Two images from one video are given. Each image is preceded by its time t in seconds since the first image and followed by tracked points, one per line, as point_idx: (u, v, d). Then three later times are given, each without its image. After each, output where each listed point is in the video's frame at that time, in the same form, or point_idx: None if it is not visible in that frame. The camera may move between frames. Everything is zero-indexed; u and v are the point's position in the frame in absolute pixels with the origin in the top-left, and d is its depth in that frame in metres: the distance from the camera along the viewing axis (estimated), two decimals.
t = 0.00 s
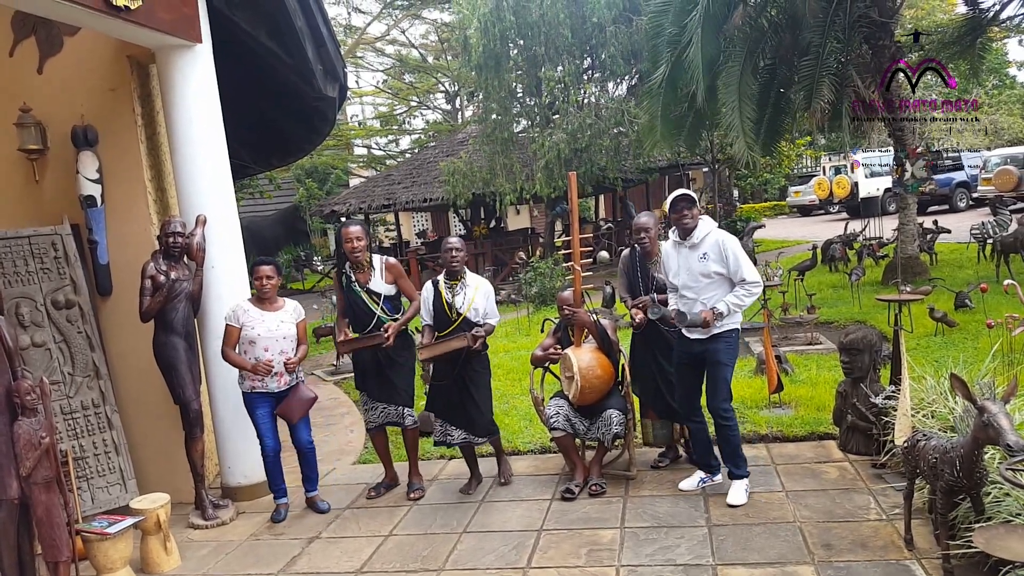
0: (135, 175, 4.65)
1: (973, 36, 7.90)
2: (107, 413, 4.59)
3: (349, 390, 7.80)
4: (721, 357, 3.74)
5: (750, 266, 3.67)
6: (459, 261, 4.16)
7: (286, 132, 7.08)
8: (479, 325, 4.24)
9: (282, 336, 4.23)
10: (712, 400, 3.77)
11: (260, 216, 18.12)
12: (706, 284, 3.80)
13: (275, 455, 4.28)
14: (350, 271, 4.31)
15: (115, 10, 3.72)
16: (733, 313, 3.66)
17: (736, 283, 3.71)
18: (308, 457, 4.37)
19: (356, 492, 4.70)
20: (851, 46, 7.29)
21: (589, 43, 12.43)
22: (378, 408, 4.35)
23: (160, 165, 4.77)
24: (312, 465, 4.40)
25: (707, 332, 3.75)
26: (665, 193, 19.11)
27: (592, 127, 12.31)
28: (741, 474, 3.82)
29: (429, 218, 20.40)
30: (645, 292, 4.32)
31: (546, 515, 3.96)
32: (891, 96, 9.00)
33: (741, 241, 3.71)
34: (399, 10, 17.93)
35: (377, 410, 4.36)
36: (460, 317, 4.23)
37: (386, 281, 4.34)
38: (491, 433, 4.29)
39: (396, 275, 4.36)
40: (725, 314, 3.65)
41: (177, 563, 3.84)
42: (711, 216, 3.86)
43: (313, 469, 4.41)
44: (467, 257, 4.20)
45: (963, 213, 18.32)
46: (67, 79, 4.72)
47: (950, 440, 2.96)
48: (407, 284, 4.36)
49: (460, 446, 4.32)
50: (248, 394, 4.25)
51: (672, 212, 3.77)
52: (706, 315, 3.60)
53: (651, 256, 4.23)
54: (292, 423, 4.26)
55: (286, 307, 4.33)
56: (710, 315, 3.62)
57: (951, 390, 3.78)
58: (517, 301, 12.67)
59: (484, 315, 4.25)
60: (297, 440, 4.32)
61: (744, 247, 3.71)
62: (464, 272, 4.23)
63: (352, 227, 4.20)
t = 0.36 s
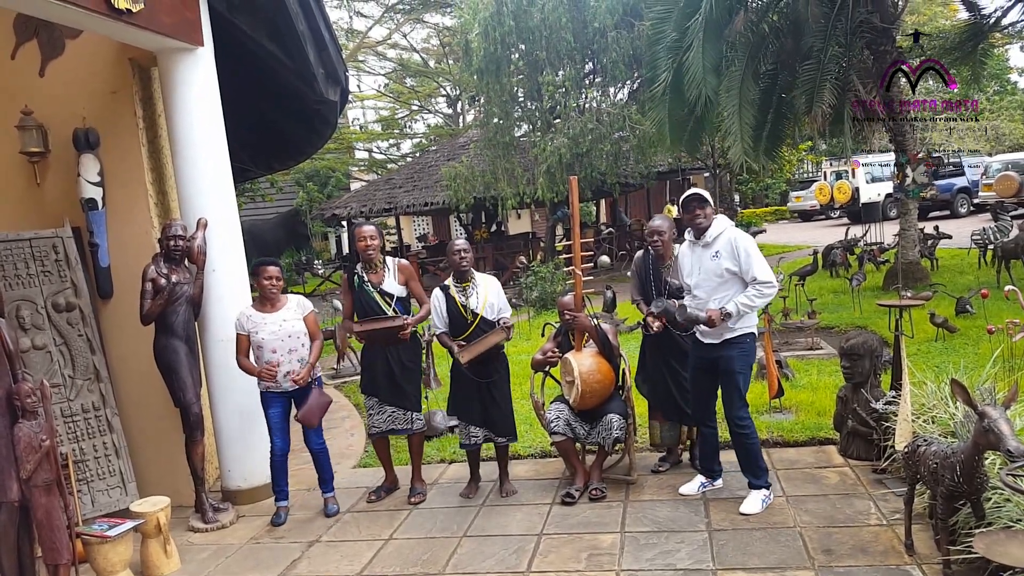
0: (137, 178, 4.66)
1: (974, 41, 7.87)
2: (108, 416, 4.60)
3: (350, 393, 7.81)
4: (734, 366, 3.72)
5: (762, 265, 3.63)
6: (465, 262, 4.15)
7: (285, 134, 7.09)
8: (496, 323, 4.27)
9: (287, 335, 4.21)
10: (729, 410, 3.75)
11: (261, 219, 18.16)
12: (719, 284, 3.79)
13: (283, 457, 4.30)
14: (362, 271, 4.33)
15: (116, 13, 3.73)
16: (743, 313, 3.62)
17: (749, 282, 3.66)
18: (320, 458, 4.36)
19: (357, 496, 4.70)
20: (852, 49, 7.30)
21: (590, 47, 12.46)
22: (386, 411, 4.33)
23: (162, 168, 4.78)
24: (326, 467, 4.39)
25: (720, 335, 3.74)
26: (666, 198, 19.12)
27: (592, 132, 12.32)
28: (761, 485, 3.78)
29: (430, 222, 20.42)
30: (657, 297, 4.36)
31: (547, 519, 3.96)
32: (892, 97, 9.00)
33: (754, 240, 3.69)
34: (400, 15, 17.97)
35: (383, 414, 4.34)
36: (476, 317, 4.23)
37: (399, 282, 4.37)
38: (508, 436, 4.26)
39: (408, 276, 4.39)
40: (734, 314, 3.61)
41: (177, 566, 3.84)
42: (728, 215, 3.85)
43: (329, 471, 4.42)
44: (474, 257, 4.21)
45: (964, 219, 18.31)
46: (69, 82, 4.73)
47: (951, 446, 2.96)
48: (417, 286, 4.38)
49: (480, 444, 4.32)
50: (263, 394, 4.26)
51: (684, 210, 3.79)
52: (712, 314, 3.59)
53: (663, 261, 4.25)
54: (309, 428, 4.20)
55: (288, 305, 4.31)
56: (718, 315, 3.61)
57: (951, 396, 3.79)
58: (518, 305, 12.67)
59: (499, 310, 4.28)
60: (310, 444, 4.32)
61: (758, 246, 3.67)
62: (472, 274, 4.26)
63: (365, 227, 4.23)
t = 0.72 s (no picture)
0: (139, 180, 4.67)
1: (976, 41, 7.94)
2: (111, 417, 4.61)
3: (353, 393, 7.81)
4: (745, 366, 3.69)
5: (776, 264, 3.59)
6: (484, 258, 4.17)
7: (286, 135, 7.10)
8: (506, 323, 4.24)
9: (297, 335, 4.22)
10: (740, 411, 3.75)
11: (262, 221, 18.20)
12: (731, 282, 3.77)
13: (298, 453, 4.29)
14: (375, 268, 4.34)
15: (118, 15, 3.74)
16: (756, 312, 3.58)
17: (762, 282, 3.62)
18: (330, 458, 4.37)
19: (360, 497, 4.70)
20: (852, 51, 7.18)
21: (591, 48, 12.46)
22: (394, 413, 4.34)
23: (164, 170, 4.79)
24: (334, 467, 4.39)
25: (730, 335, 3.71)
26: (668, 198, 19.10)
27: (593, 132, 12.33)
28: (764, 485, 3.77)
29: (432, 223, 20.44)
30: (666, 292, 4.37)
31: (550, 520, 3.96)
32: (893, 96, 9.00)
33: (769, 238, 3.65)
34: (402, 16, 17.98)
35: (389, 415, 4.36)
36: (488, 314, 4.22)
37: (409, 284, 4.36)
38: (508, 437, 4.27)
39: (418, 279, 4.39)
40: (745, 314, 3.56)
41: (180, 567, 3.84)
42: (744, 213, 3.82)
43: (335, 471, 4.42)
44: (491, 254, 4.23)
45: (966, 218, 18.27)
46: (71, 84, 4.74)
47: (954, 445, 2.95)
48: (426, 288, 4.40)
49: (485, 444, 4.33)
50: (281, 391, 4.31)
51: (697, 207, 3.77)
52: (721, 314, 3.56)
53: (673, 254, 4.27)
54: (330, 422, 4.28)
55: (299, 303, 4.29)
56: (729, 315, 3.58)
57: (954, 395, 3.80)
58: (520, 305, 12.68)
59: (510, 310, 4.25)
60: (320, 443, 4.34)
61: (772, 245, 3.64)
62: (488, 270, 4.25)
63: (383, 224, 4.21)
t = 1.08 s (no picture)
0: (138, 178, 4.66)
1: (977, 42, 7.94)
2: (109, 415, 4.61)
3: (352, 392, 7.82)
4: (738, 367, 3.71)
5: (774, 276, 3.61)
6: (474, 260, 4.14)
7: (286, 134, 7.09)
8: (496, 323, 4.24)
9: (298, 334, 4.22)
10: (732, 412, 3.75)
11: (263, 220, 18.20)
12: (728, 290, 3.79)
13: (289, 453, 4.27)
14: (377, 266, 4.35)
15: (119, 13, 3.74)
16: (752, 322, 3.63)
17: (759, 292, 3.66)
18: (326, 458, 4.37)
19: (358, 496, 4.70)
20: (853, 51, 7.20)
21: (592, 48, 12.46)
22: (382, 411, 4.33)
23: (164, 168, 4.79)
24: (331, 468, 4.38)
25: (725, 338, 3.75)
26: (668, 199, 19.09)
27: (593, 132, 12.33)
28: (762, 486, 3.78)
29: (432, 222, 20.45)
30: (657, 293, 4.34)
31: (548, 520, 3.95)
32: (893, 97, 8.99)
33: (770, 249, 3.65)
34: (403, 15, 17.98)
35: (379, 413, 4.34)
36: (479, 314, 4.22)
37: (407, 287, 4.35)
38: (501, 439, 4.27)
39: (417, 283, 4.37)
40: (741, 321, 3.62)
41: (179, 565, 3.83)
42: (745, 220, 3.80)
43: (334, 472, 4.40)
44: (483, 256, 4.18)
45: (966, 220, 18.27)
46: (71, 81, 4.74)
47: (953, 447, 2.95)
48: (424, 296, 4.36)
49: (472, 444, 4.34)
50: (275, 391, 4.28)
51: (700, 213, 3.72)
52: (717, 317, 3.60)
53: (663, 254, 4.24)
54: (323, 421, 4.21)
55: (302, 303, 4.31)
56: (723, 319, 3.62)
57: (953, 396, 3.79)
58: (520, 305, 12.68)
59: (503, 313, 4.26)
60: (317, 442, 4.32)
61: (773, 256, 3.65)
62: (487, 270, 4.26)
63: (389, 225, 4.20)
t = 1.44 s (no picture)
0: (143, 180, 4.68)
1: (980, 43, 8.00)
2: (113, 416, 4.62)
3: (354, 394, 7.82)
4: (719, 368, 3.73)
5: (758, 281, 3.63)
6: (462, 269, 4.14)
7: (288, 135, 7.11)
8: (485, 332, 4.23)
9: (291, 339, 4.23)
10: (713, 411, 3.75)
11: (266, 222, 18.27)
12: (711, 294, 3.80)
13: (284, 458, 4.31)
14: (366, 271, 4.33)
15: (124, 15, 3.76)
16: (736, 326, 3.64)
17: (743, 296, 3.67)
18: (319, 462, 4.36)
19: (360, 497, 4.71)
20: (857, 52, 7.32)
21: (594, 50, 12.46)
22: (382, 413, 4.34)
23: (168, 169, 4.80)
24: (325, 471, 4.39)
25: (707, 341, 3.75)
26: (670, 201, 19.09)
27: (596, 134, 12.32)
28: (760, 484, 3.77)
29: (435, 224, 20.47)
30: (647, 301, 4.33)
31: (551, 521, 3.96)
32: (895, 97, 8.96)
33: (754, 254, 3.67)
34: (405, 17, 18.00)
35: (381, 415, 4.35)
36: (466, 322, 4.23)
37: (398, 289, 4.34)
38: (495, 439, 4.27)
39: (409, 285, 4.35)
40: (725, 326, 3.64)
41: (182, 566, 3.84)
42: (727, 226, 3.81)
43: (329, 473, 4.42)
44: (474, 264, 4.18)
45: (969, 221, 18.22)
46: (76, 84, 4.76)
47: (957, 449, 2.95)
48: (416, 296, 4.32)
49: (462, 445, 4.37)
50: (258, 398, 4.26)
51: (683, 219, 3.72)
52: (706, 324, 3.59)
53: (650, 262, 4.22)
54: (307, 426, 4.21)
55: (298, 311, 4.34)
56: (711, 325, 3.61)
57: (956, 399, 3.78)
58: (523, 306, 12.68)
59: (491, 322, 4.25)
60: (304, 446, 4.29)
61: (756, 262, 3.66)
62: (475, 279, 4.21)
63: (375, 229, 4.19)
